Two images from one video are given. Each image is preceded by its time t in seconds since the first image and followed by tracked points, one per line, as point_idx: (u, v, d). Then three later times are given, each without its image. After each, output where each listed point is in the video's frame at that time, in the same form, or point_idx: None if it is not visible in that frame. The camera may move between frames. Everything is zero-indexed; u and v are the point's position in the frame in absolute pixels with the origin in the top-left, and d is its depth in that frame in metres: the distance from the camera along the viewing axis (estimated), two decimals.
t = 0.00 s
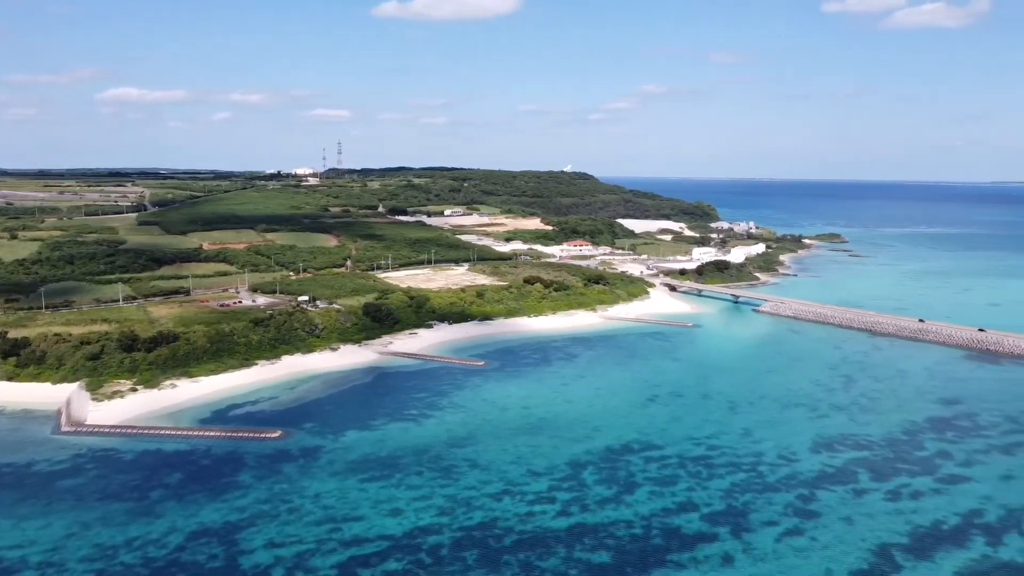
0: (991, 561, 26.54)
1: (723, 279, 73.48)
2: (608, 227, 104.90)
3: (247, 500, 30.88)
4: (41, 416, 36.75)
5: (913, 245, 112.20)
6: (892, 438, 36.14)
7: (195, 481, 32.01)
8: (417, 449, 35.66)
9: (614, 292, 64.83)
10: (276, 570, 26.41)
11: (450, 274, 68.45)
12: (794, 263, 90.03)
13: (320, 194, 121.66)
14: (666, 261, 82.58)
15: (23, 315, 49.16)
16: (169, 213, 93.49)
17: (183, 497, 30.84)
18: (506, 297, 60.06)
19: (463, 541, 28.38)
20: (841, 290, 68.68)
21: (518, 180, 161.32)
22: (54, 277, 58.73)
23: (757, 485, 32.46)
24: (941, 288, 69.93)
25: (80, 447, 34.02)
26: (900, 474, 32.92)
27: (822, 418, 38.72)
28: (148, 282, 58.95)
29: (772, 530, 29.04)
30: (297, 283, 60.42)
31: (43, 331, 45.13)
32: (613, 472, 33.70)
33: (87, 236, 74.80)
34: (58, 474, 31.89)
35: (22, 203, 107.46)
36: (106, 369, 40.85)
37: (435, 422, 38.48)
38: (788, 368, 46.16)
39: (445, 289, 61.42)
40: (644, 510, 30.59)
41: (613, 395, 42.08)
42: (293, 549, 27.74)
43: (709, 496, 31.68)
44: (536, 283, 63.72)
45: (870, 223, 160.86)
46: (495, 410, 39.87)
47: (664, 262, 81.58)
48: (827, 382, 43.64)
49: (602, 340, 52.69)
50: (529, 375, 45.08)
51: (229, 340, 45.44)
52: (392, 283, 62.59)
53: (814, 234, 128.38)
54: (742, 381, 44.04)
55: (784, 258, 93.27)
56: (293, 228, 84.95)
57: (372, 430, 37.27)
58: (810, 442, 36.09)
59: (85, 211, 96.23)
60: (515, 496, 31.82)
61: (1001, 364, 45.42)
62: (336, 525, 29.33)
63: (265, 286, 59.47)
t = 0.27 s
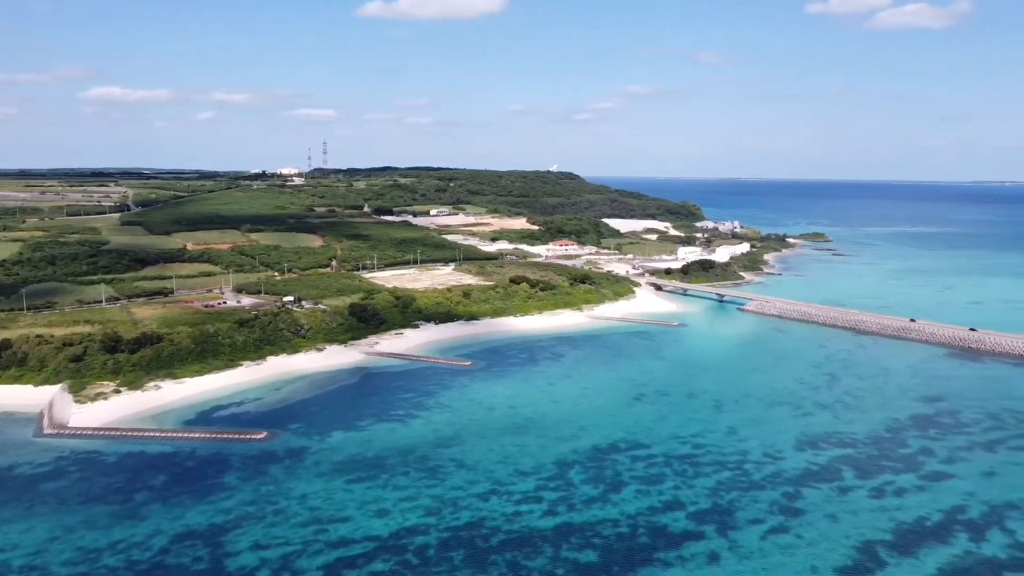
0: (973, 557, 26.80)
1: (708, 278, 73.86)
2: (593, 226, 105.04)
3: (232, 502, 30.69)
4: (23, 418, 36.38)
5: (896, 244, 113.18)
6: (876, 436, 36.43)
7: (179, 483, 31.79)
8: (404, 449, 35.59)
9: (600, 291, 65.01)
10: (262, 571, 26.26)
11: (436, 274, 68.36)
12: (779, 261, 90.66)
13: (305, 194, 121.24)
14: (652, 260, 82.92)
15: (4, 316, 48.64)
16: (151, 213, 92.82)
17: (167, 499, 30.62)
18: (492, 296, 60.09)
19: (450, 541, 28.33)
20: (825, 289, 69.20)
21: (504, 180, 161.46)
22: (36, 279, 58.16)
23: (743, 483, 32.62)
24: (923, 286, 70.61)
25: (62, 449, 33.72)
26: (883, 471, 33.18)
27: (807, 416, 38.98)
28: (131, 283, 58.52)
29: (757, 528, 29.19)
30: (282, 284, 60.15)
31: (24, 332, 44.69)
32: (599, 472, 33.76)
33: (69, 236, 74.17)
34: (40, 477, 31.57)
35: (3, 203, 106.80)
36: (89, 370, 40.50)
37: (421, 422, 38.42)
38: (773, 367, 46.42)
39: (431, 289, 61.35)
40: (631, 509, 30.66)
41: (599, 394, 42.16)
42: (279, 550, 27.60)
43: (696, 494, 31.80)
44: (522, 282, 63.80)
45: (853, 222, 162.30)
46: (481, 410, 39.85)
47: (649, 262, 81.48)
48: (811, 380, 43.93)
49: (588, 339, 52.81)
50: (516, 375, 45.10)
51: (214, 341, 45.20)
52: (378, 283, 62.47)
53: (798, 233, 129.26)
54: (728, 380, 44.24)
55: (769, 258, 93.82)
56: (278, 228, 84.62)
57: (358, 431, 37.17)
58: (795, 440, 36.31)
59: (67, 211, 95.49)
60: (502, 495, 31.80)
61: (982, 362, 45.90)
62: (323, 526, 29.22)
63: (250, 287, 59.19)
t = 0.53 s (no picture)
0: (956, 553, 27.06)
1: (694, 278, 74.18)
2: (579, 226, 105.19)
3: (217, 504, 30.50)
4: (4, 421, 36.00)
5: (879, 243, 114.19)
6: (860, 434, 36.71)
7: (164, 485, 31.56)
8: (390, 450, 35.51)
9: (586, 291, 65.15)
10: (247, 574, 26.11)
11: (422, 274, 68.27)
12: (763, 261, 91.20)
13: (290, 194, 120.83)
14: (638, 260, 83.22)
15: None
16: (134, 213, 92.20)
17: (151, 502, 30.39)
18: (478, 296, 60.08)
19: (436, 542, 28.29)
20: (809, 288, 69.69)
21: (490, 180, 161.51)
22: (18, 280, 57.57)
23: (729, 482, 32.77)
24: (906, 285, 71.28)
25: (44, 452, 33.39)
26: (867, 469, 33.44)
27: (791, 414, 39.23)
28: (115, 283, 58.07)
29: (743, 526, 29.34)
30: (267, 284, 59.88)
31: (6, 334, 44.22)
32: (586, 471, 33.81)
33: (51, 237, 73.52)
34: (22, 480, 31.25)
35: None
36: (72, 372, 40.14)
37: (408, 422, 38.34)
38: (758, 365, 46.68)
39: (417, 289, 61.26)
40: (617, 508, 30.73)
41: (585, 393, 42.24)
42: (264, 552, 27.44)
43: (682, 493, 31.91)
44: (508, 282, 63.81)
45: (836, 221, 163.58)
46: (468, 410, 39.82)
47: (636, 262, 80.94)
48: (796, 379, 44.22)
49: (574, 339, 52.90)
50: (502, 374, 45.11)
51: (199, 342, 44.93)
52: (363, 283, 62.31)
53: (783, 233, 130.09)
54: (714, 378, 44.44)
55: (753, 257, 94.38)
56: (263, 229, 84.25)
57: (344, 432, 37.04)
58: (780, 439, 36.53)
59: (49, 211, 94.79)
60: (489, 496, 31.79)
61: (964, 359, 46.38)
62: (309, 527, 29.08)
63: (235, 287, 58.89)
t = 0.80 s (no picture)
0: (939, 549, 27.33)
1: (679, 277, 74.47)
2: (565, 226, 105.30)
3: (203, 506, 30.31)
4: None
5: (863, 242, 115.10)
6: (844, 431, 36.99)
7: (148, 487, 31.34)
8: (377, 450, 35.43)
9: (572, 291, 65.26)
10: None
11: (408, 274, 68.15)
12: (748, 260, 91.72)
13: (274, 194, 120.25)
14: (624, 259, 83.44)
15: None
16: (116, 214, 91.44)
17: (136, 504, 30.16)
18: (465, 296, 60.06)
19: (424, 542, 28.25)
20: (793, 287, 70.14)
21: (476, 180, 161.38)
22: None
23: (715, 480, 32.92)
24: (889, 284, 71.90)
25: (27, 455, 33.05)
26: (851, 466, 33.70)
27: (776, 412, 39.47)
28: (97, 284, 57.55)
29: (729, 523, 29.49)
30: (252, 285, 59.59)
31: None
32: (573, 470, 33.87)
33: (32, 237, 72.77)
34: (4, 483, 30.93)
35: None
36: (54, 374, 39.77)
37: (394, 422, 38.27)
38: (744, 364, 46.92)
39: (403, 289, 61.14)
40: (604, 507, 30.81)
41: (572, 393, 42.31)
42: (250, 554, 27.30)
43: (668, 491, 32.04)
44: (495, 282, 63.82)
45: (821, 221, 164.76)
46: (454, 410, 39.79)
47: (621, 262, 81.34)
48: (780, 377, 44.50)
49: (561, 338, 52.99)
50: (489, 374, 45.11)
51: (183, 343, 44.66)
52: (349, 283, 62.13)
53: (767, 232, 130.81)
54: (699, 377, 44.63)
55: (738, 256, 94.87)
56: (248, 228, 83.79)
57: (331, 433, 36.91)
58: (765, 437, 36.76)
59: (30, 211, 93.90)
60: (476, 495, 31.78)
61: (947, 357, 46.84)
62: (295, 529, 28.96)
63: (219, 288, 58.53)
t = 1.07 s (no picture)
0: (922, 546, 27.55)
1: (665, 277, 74.73)
2: (551, 226, 105.41)
3: (187, 508, 30.10)
4: None
5: (846, 242, 115.94)
6: (828, 429, 37.22)
7: (132, 490, 31.09)
8: (363, 451, 35.33)
9: (558, 291, 65.35)
10: None
11: (394, 274, 68.02)
12: (733, 259, 92.22)
13: (259, 194, 119.75)
14: (610, 259, 83.67)
15: None
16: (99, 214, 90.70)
17: (119, 507, 29.91)
18: (451, 296, 60.03)
19: (410, 542, 28.18)
20: (778, 286, 70.53)
21: (462, 180, 161.27)
22: None
23: (700, 479, 33.06)
24: (872, 282, 72.50)
25: (8, 457, 32.73)
26: (836, 464, 33.92)
27: (761, 411, 39.68)
28: (79, 285, 57.06)
29: (714, 522, 29.60)
30: (236, 285, 59.29)
31: None
32: (559, 470, 33.89)
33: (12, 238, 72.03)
34: None
35: None
36: (36, 376, 39.40)
37: (380, 423, 38.18)
38: (729, 363, 47.14)
39: (389, 289, 61.00)
40: (590, 506, 30.85)
41: (558, 392, 42.35)
42: (235, 556, 27.12)
43: (655, 490, 32.12)
44: (481, 282, 63.79)
45: (805, 220, 165.92)
46: (440, 410, 39.73)
47: (607, 261, 81.18)
48: (766, 376, 44.74)
49: (547, 338, 53.03)
50: (475, 374, 45.09)
51: (168, 344, 44.40)
52: (335, 284, 61.94)
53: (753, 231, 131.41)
54: (685, 376, 44.79)
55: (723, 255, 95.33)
56: (232, 229, 83.33)
57: (316, 433, 36.78)
58: (750, 435, 36.94)
59: (11, 212, 93.01)
60: (462, 496, 31.75)
61: (929, 355, 47.27)
62: (281, 530, 28.80)
63: (204, 288, 58.18)
